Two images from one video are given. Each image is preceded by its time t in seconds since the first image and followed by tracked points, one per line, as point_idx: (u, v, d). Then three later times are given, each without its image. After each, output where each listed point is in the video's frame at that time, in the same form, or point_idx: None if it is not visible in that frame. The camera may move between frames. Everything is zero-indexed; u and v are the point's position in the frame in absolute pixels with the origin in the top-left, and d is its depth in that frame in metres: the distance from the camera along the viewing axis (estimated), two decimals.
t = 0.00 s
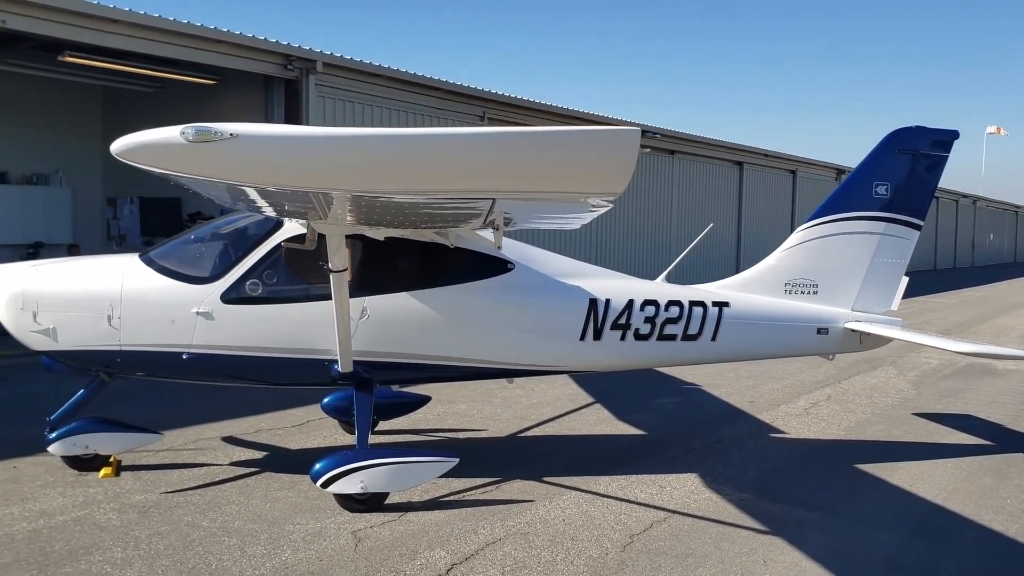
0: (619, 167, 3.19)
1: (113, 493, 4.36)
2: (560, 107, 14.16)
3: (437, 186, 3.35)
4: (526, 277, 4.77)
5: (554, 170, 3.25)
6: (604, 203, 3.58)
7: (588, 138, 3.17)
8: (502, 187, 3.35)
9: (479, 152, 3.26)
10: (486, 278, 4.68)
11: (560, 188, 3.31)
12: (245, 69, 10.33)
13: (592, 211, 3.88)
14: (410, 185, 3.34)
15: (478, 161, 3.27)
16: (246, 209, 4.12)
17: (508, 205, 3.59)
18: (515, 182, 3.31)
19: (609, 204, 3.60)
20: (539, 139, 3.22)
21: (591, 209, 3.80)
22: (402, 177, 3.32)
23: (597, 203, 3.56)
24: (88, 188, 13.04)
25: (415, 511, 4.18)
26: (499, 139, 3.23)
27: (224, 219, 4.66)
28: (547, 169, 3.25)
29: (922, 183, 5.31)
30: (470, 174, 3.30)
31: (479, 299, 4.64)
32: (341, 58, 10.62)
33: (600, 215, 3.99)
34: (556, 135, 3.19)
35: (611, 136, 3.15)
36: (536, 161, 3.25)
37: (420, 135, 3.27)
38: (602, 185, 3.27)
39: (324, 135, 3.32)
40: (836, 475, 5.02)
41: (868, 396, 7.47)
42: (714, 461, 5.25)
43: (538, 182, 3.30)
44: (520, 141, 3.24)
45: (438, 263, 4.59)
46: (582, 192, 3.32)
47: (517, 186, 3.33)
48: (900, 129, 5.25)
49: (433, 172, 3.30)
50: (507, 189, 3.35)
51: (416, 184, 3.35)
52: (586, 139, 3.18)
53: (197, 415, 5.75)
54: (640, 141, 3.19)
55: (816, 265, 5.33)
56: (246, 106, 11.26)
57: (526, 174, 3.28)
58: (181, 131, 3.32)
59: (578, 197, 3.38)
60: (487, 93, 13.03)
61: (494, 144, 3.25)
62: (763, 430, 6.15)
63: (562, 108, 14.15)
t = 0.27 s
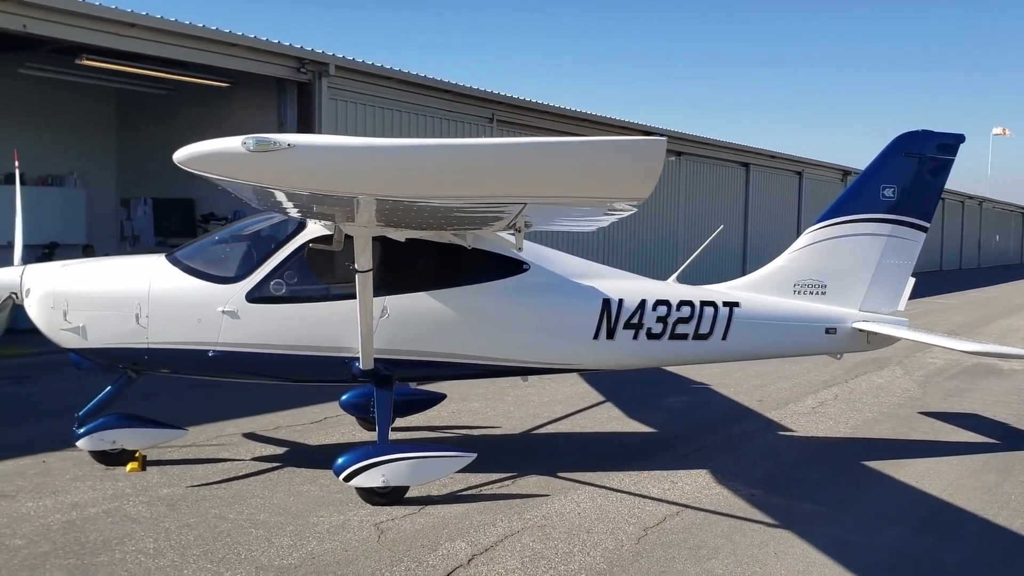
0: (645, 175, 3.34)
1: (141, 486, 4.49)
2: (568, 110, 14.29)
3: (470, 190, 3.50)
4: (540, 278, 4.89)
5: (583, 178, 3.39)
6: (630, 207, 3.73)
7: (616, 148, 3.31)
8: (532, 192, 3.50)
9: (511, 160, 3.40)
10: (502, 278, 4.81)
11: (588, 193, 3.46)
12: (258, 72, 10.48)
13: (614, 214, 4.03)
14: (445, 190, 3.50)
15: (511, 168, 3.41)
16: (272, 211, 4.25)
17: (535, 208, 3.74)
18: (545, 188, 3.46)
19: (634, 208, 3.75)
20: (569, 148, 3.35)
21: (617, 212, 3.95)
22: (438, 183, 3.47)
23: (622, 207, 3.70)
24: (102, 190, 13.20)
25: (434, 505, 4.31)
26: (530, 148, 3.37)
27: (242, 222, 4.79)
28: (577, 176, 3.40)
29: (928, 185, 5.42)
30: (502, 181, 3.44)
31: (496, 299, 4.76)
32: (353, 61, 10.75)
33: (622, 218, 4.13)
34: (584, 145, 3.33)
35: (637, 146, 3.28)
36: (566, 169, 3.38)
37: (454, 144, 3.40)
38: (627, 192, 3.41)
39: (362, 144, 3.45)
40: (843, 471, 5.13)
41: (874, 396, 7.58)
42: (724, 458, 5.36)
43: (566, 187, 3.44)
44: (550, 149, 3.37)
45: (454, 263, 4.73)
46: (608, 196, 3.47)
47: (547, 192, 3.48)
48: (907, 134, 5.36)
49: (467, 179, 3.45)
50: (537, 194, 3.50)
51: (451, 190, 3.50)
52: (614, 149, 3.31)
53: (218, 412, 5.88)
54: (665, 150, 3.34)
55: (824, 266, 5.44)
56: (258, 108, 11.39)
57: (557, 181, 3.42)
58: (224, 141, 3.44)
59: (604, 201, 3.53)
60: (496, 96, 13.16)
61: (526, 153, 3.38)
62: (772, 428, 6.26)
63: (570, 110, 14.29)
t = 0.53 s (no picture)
0: (682, 179, 3.44)
1: (168, 480, 4.59)
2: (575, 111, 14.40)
3: (510, 194, 3.62)
4: (557, 277, 4.99)
5: (620, 181, 3.50)
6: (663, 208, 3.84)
7: (653, 153, 3.41)
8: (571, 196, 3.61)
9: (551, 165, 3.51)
10: (520, 277, 4.91)
11: (626, 197, 3.57)
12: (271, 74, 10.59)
13: (640, 215, 4.14)
14: (489, 194, 3.61)
15: (550, 172, 3.53)
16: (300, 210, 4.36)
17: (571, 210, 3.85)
18: (583, 191, 3.57)
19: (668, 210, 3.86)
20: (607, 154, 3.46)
21: (647, 213, 4.06)
22: (480, 187, 3.59)
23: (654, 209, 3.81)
24: (114, 189, 13.32)
25: (455, 498, 4.41)
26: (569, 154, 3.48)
27: (264, 224, 4.90)
28: (615, 180, 3.50)
29: (938, 187, 5.52)
30: (544, 185, 3.55)
31: (515, 297, 4.87)
32: (363, 62, 10.86)
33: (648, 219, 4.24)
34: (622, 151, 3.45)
35: (673, 151, 3.38)
36: (604, 172, 3.48)
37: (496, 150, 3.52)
38: (663, 195, 3.52)
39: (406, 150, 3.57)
40: (854, 467, 5.23)
41: (881, 394, 7.67)
42: (736, 454, 5.46)
43: (604, 191, 3.55)
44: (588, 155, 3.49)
45: (474, 262, 4.84)
46: (645, 200, 3.57)
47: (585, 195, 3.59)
48: (916, 136, 5.46)
49: (510, 184, 3.56)
50: (578, 198, 3.61)
51: (491, 193, 3.61)
52: (651, 154, 3.42)
53: (237, 408, 5.99)
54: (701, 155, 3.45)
55: (834, 266, 5.54)
56: (269, 108, 11.50)
57: (595, 184, 3.53)
58: (273, 148, 3.56)
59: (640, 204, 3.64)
60: (505, 97, 13.26)
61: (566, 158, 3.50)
62: (782, 426, 6.36)
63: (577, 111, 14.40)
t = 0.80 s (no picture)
0: (705, 184, 3.49)
1: (187, 476, 4.69)
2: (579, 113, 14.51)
3: (538, 199, 3.70)
4: (567, 278, 5.09)
5: (645, 186, 3.56)
6: (681, 213, 3.93)
7: (676, 160, 3.46)
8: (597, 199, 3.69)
9: (578, 172, 3.59)
10: (530, 278, 5.01)
11: (650, 200, 3.64)
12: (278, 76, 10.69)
13: (657, 220, 4.23)
14: (517, 198, 3.69)
15: (577, 178, 3.60)
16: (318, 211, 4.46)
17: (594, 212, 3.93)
18: (608, 195, 3.65)
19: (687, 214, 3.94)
20: (632, 161, 3.52)
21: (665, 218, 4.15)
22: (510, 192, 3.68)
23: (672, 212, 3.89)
24: (120, 191, 13.42)
25: (468, 494, 4.51)
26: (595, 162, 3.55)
27: (277, 226, 5.00)
28: (639, 185, 3.57)
29: (941, 189, 5.62)
30: (570, 190, 3.62)
31: (526, 297, 4.97)
32: (370, 65, 10.97)
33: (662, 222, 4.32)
34: (645, 158, 3.50)
35: (695, 157, 3.42)
36: (629, 178, 3.55)
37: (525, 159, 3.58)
38: (686, 198, 3.58)
39: (438, 157, 3.64)
40: (858, 465, 5.32)
41: (883, 394, 7.77)
42: (741, 452, 5.56)
43: (628, 195, 3.63)
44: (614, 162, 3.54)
45: (486, 263, 4.94)
46: (668, 203, 3.65)
47: (611, 198, 3.67)
48: (918, 140, 5.57)
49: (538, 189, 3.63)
50: (603, 201, 3.68)
51: (520, 197, 3.69)
52: (674, 161, 3.47)
53: (250, 406, 6.08)
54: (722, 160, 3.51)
55: (838, 267, 5.64)
56: (276, 110, 11.59)
57: (620, 188, 3.60)
58: (310, 157, 3.65)
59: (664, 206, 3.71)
60: (509, 99, 13.37)
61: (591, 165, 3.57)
62: (786, 425, 6.46)
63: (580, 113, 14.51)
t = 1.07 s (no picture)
0: (718, 186, 3.56)
1: (202, 471, 4.78)
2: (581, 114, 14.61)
3: (556, 199, 3.78)
4: (574, 277, 5.18)
5: (662, 188, 3.63)
6: (695, 213, 4.02)
7: (691, 163, 3.53)
8: (616, 200, 3.77)
9: (597, 174, 3.66)
10: (539, 277, 5.11)
11: (667, 201, 3.71)
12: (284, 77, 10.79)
13: (669, 219, 4.32)
14: (537, 198, 3.78)
15: (596, 180, 3.67)
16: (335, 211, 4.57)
17: (610, 212, 4.00)
18: (626, 196, 3.72)
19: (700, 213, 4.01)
20: (648, 165, 3.59)
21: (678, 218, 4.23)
22: (530, 193, 3.76)
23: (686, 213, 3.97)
24: (127, 191, 13.52)
25: (479, 488, 4.61)
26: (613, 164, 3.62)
27: (290, 226, 5.10)
28: (656, 187, 3.63)
29: (942, 191, 5.71)
30: (588, 190, 3.70)
31: (535, 296, 5.07)
32: (375, 67, 11.06)
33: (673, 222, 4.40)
34: (661, 160, 3.56)
35: (709, 161, 3.49)
36: (646, 180, 3.62)
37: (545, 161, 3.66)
38: (701, 200, 3.65)
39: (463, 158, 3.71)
40: (860, 461, 5.42)
41: (884, 393, 7.87)
42: (746, 449, 5.66)
43: (644, 196, 3.70)
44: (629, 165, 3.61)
45: (495, 262, 5.04)
46: (683, 204, 3.72)
47: (628, 199, 3.75)
48: (919, 142, 5.67)
49: (557, 189, 3.71)
50: (619, 200, 3.76)
51: (539, 197, 3.77)
52: (688, 163, 3.54)
53: (261, 403, 6.18)
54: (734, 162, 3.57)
55: (841, 267, 5.73)
56: (281, 111, 11.69)
57: (637, 190, 3.67)
58: (342, 158, 3.73)
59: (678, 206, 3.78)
60: (512, 101, 13.46)
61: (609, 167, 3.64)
62: (789, 423, 6.55)
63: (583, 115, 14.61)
